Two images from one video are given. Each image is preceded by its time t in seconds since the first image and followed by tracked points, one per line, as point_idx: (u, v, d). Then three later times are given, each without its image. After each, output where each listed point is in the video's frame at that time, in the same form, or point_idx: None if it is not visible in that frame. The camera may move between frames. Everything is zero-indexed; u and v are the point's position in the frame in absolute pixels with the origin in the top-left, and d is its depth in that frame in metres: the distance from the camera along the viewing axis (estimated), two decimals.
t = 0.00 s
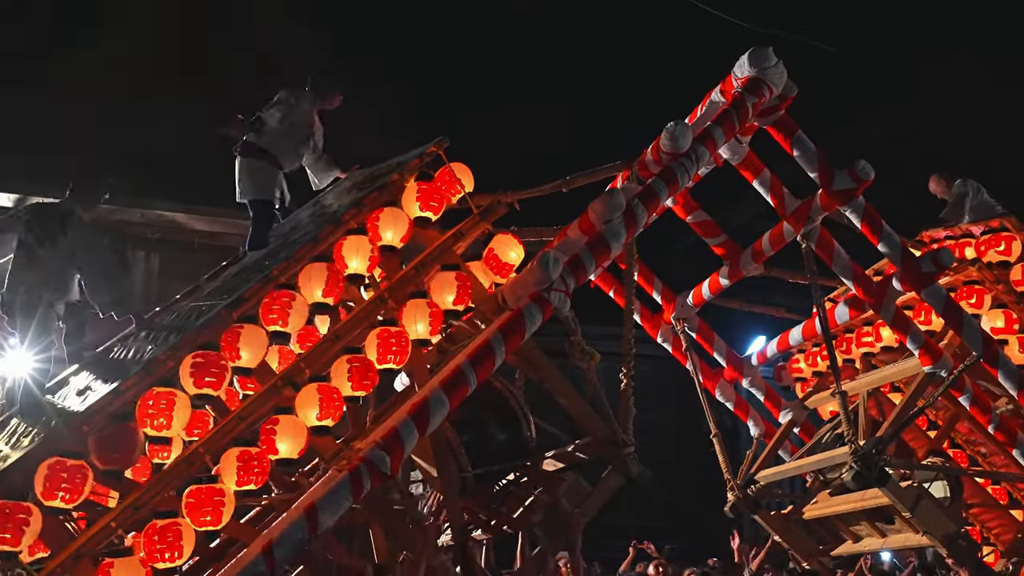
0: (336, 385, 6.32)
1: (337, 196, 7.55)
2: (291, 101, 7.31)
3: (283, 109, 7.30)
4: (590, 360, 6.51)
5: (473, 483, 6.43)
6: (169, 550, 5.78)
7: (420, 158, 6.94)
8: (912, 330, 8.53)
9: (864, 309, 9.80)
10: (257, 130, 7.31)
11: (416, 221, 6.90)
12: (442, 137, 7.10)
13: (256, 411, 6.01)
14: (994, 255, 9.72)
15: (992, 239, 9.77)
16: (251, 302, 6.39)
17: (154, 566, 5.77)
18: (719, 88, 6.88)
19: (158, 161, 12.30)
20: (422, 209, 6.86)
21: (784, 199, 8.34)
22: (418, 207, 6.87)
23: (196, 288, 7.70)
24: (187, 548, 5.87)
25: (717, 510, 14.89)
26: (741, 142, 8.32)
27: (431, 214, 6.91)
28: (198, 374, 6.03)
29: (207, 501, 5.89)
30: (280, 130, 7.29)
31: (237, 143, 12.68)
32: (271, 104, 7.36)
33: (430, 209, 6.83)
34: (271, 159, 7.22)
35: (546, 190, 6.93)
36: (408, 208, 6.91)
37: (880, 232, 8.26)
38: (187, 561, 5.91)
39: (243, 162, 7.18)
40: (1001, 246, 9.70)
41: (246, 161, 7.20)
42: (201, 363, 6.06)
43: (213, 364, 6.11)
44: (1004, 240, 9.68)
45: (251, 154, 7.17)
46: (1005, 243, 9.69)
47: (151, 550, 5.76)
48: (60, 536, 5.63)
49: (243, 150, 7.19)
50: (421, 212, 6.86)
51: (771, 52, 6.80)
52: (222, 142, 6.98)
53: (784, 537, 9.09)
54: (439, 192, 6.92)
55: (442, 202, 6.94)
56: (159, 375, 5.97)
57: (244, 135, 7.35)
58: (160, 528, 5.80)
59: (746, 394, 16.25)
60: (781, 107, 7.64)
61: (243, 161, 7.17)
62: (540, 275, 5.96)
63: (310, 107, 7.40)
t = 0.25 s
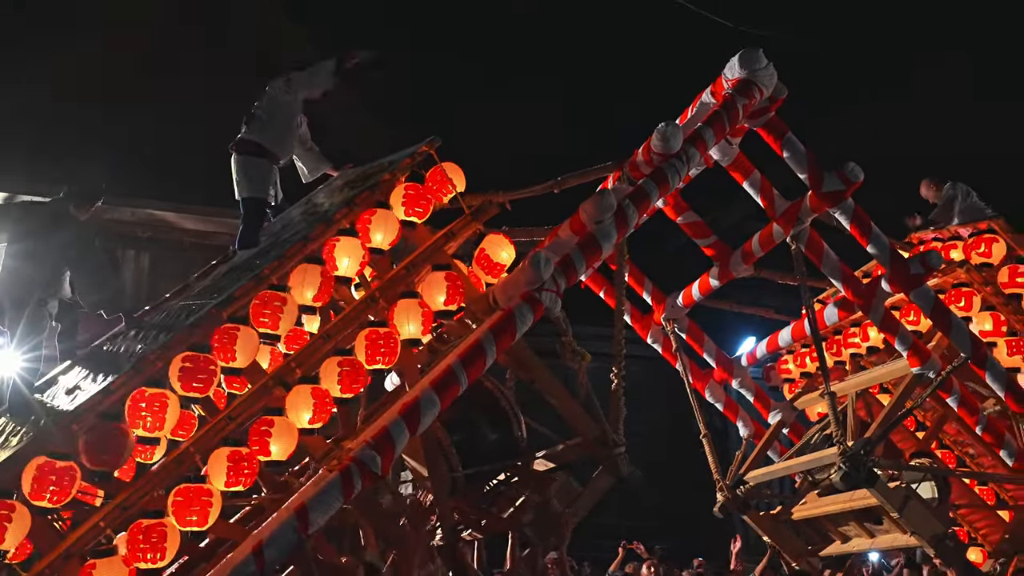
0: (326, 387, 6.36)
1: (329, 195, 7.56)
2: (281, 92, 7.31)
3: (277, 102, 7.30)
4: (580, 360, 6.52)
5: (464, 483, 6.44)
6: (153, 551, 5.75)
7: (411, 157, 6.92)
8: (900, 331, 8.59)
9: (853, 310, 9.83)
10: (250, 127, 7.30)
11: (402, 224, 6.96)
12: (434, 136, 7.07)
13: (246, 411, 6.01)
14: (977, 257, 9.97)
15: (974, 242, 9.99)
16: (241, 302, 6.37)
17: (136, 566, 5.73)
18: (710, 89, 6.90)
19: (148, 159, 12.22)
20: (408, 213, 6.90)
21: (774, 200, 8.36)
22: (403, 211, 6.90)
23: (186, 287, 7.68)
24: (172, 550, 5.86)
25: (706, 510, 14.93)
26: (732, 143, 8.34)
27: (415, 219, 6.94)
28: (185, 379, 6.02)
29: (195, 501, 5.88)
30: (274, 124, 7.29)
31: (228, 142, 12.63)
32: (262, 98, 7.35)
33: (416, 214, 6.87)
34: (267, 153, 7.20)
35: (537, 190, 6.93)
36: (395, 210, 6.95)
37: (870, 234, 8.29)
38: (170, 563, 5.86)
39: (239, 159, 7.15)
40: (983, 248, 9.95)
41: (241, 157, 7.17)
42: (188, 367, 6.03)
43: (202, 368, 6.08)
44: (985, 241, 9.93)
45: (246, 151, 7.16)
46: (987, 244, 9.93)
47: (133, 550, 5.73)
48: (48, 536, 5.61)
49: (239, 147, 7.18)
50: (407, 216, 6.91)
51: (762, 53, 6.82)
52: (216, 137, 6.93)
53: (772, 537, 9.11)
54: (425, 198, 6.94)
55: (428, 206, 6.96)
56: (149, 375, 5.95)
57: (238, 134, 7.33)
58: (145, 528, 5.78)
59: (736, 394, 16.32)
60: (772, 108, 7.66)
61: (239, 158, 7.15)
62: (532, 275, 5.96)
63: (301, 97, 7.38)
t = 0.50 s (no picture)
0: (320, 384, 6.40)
1: (321, 192, 7.55)
2: (274, 85, 7.37)
3: (269, 94, 7.32)
4: (573, 357, 6.54)
5: (455, 479, 6.46)
6: (145, 547, 5.76)
7: (405, 155, 6.94)
8: (890, 332, 8.64)
9: (842, 309, 9.85)
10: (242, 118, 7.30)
11: (400, 222, 6.95)
12: (427, 134, 7.09)
13: (240, 408, 5.99)
14: (972, 259, 10.05)
15: (970, 242, 10.09)
16: (234, 299, 6.36)
17: (130, 563, 5.74)
18: (702, 87, 6.92)
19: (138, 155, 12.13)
20: (406, 211, 6.90)
21: (765, 199, 8.39)
22: (400, 209, 6.90)
23: (177, 284, 7.66)
24: (163, 547, 5.83)
25: (695, 508, 15.00)
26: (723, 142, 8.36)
27: (413, 215, 6.95)
28: (178, 375, 6.11)
29: (186, 497, 5.94)
30: (268, 116, 7.27)
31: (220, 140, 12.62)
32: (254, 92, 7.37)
33: (413, 211, 6.86)
34: (263, 147, 7.19)
35: (529, 187, 6.93)
36: (392, 209, 6.92)
37: (860, 233, 8.33)
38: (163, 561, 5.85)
39: (234, 151, 7.13)
40: (978, 250, 10.04)
41: (236, 149, 7.15)
42: (181, 363, 6.13)
43: (194, 363, 6.18)
44: (980, 243, 10.02)
45: (242, 142, 7.14)
46: (982, 245, 10.03)
47: (126, 547, 5.73)
48: (40, 534, 5.59)
49: (233, 140, 7.15)
50: (404, 213, 6.91)
51: (753, 51, 6.85)
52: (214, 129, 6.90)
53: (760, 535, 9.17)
54: (421, 194, 6.94)
55: (424, 203, 6.96)
56: (141, 371, 5.93)
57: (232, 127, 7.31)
58: (136, 525, 5.76)
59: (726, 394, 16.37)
60: (764, 107, 7.67)
61: (234, 151, 7.12)
62: (525, 272, 5.97)
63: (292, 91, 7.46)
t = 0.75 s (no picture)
0: (320, 378, 6.38)
1: (316, 190, 7.56)
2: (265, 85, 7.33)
3: (261, 94, 7.29)
4: (569, 354, 6.58)
5: (452, 476, 6.50)
6: (146, 545, 5.75)
7: (400, 152, 6.96)
8: (878, 329, 8.68)
9: (831, 306, 9.93)
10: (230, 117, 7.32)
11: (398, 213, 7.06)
12: (422, 132, 7.13)
13: (239, 406, 6.00)
14: (969, 258, 10.43)
15: (965, 243, 10.48)
16: (232, 297, 6.38)
17: (133, 560, 5.74)
18: (695, 84, 6.97)
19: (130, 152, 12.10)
20: (403, 201, 7.02)
21: (756, 195, 8.44)
22: (398, 198, 7.02)
23: (171, 283, 7.66)
24: (166, 543, 5.83)
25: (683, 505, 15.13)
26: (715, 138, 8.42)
27: (410, 206, 7.07)
28: (173, 367, 6.00)
29: (188, 493, 5.99)
30: (257, 116, 7.28)
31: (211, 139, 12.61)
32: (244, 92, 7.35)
33: (410, 200, 6.99)
34: (252, 146, 7.20)
35: (523, 185, 6.96)
36: (389, 200, 7.06)
37: (850, 230, 8.41)
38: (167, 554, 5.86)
39: (224, 151, 7.16)
40: (975, 249, 10.42)
41: (226, 149, 7.18)
42: (175, 355, 6.03)
43: (188, 355, 6.07)
44: (976, 242, 10.39)
45: (232, 142, 7.15)
46: (977, 245, 10.40)
47: (129, 545, 5.73)
48: (37, 534, 5.58)
49: (223, 139, 7.16)
50: (402, 203, 7.02)
51: (746, 49, 6.91)
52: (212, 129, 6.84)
53: (749, 534, 9.17)
54: (418, 183, 7.08)
55: (421, 193, 7.09)
56: (140, 370, 5.92)
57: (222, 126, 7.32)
58: (139, 522, 5.78)
59: (713, 392, 16.50)
60: (757, 104, 7.72)
61: (224, 150, 7.15)
62: (521, 269, 6.00)
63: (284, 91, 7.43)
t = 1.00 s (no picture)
0: (305, 381, 6.40)
1: (301, 192, 7.56)
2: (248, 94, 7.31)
3: (245, 102, 7.30)
4: (553, 355, 6.59)
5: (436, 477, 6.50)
6: (132, 546, 5.76)
7: (386, 154, 6.96)
8: (860, 330, 8.78)
9: (814, 308, 9.98)
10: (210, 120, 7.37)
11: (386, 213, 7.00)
12: (408, 134, 7.13)
13: (223, 406, 6.00)
14: (953, 259, 10.59)
15: (949, 244, 10.68)
16: (216, 299, 6.40)
17: (118, 562, 5.76)
18: (678, 87, 7.01)
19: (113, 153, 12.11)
20: (393, 202, 6.95)
21: (739, 198, 8.49)
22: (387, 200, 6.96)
23: (155, 284, 7.67)
24: (151, 545, 5.83)
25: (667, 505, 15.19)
26: (699, 141, 8.46)
27: (400, 206, 7.00)
28: (161, 368, 5.99)
29: (173, 496, 5.92)
30: (239, 122, 7.30)
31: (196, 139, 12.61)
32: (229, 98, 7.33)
33: (400, 201, 6.93)
34: (233, 150, 7.22)
35: (508, 187, 6.98)
36: (378, 202, 7.00)
37: (832, 232, 8.47)
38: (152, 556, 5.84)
39: (205, 154, 7.17)
40: (960, 251, 10.59)
41: (206, 153, 7.19)
42: (163, 358, 6.02)
43: (175, 356, 6.05)
44: (961, 244, 10.57)
45: (213, 146, 7.17)
46: (963, 247, 10.59)
47: (115, 547, 5.75)
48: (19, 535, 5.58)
49: (205, 142, 7.18)
50: (392, 204, 6.96)
51: (730, 53, 6.96)
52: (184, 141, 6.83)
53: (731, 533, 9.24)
54: (407, 183, 7.00)
55: (411, 192, 7.03)
56: (123, 371, 5.93)
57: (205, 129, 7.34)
58: (124, 524, 5.77)
59: (697, 393, 16.56)
60: (740, 107, 7.77)
61: (205, 153, 7.17)
62: (505, 271, 6.02)
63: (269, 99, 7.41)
